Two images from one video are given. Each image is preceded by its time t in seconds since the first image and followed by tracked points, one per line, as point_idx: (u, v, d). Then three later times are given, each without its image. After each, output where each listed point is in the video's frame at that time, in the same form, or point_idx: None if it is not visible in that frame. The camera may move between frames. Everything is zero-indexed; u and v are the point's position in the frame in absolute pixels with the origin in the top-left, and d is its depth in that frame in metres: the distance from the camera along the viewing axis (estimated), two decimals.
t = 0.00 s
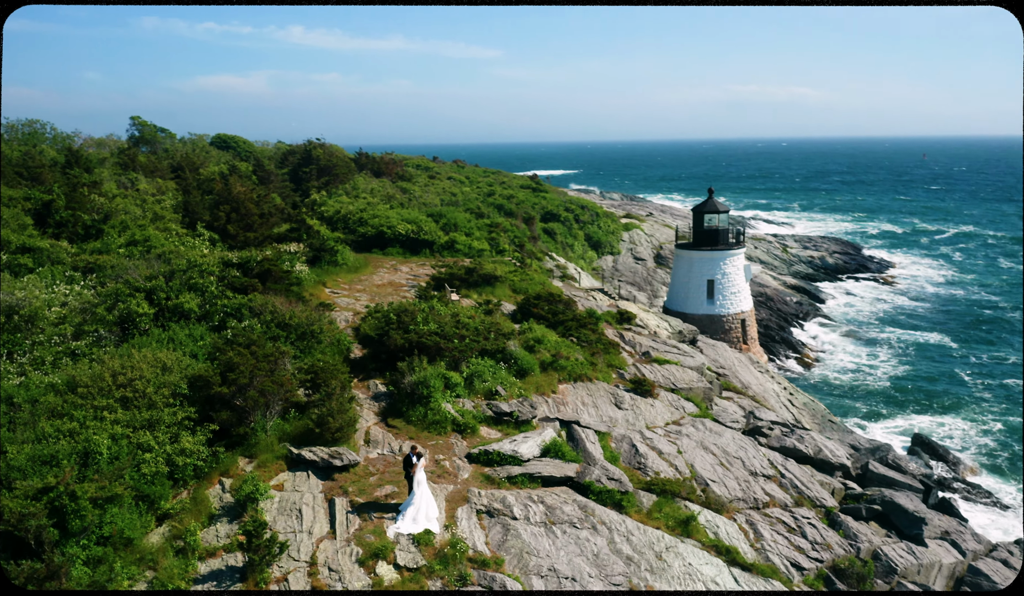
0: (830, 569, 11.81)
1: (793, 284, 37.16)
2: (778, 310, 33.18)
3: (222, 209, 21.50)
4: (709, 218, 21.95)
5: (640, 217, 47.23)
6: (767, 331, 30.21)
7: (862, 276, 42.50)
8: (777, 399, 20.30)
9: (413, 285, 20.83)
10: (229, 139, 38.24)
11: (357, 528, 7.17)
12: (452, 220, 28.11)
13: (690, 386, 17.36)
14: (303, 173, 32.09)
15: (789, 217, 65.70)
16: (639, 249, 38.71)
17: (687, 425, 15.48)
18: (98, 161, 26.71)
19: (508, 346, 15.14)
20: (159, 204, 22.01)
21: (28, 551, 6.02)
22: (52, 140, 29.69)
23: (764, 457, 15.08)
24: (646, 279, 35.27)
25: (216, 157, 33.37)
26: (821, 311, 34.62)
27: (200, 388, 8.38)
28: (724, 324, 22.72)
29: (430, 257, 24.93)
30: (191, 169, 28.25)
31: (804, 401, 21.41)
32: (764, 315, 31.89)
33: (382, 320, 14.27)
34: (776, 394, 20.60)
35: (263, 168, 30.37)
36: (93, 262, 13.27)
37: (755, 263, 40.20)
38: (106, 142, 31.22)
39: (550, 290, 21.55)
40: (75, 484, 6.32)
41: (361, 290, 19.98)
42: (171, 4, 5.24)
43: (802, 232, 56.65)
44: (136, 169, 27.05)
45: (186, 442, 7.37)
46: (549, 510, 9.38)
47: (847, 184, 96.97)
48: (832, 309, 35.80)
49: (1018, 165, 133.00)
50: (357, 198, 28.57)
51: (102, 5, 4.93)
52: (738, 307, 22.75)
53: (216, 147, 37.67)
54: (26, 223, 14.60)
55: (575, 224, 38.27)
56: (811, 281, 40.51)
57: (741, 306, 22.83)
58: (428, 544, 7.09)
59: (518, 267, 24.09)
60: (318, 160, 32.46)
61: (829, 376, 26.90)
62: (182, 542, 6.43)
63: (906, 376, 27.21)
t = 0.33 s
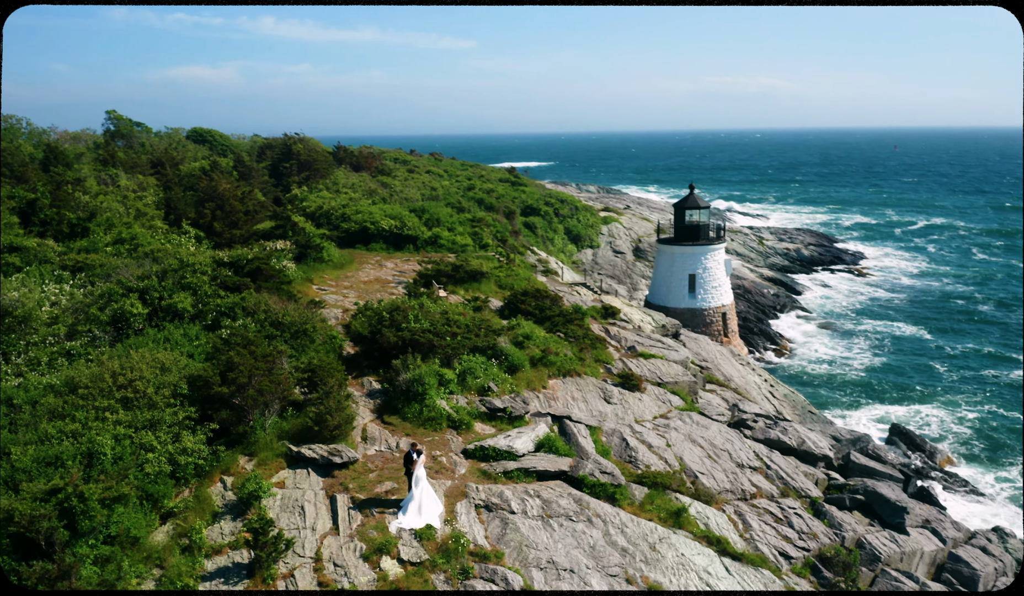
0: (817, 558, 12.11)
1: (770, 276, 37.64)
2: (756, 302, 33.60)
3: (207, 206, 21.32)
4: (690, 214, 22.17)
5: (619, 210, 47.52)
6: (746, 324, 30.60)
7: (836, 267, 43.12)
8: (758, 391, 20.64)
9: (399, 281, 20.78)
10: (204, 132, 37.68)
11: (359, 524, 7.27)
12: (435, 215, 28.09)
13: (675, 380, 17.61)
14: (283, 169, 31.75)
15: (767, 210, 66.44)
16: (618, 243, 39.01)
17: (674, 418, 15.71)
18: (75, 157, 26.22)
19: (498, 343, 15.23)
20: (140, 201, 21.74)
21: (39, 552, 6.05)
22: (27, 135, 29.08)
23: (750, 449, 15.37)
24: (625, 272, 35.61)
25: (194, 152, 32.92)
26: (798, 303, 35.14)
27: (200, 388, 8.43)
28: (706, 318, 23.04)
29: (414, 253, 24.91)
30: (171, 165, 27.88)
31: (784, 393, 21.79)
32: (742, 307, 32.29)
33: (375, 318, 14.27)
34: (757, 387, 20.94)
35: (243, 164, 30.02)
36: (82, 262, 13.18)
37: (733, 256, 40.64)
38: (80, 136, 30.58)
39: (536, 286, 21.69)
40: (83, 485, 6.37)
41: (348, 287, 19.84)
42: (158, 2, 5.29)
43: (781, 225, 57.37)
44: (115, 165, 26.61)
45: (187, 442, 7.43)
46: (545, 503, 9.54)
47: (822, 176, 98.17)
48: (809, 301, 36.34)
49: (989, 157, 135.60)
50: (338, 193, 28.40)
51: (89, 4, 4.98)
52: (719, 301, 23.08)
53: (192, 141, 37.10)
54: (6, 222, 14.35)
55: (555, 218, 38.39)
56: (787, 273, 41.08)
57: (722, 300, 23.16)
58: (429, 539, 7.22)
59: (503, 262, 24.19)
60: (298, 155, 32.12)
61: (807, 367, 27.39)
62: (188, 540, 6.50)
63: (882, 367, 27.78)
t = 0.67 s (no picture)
0: (804, 546, 12.40)
1: (747, 267, 38.08)
2: (735, 294, 33.99)
3: (193, 202, 21.14)
4: (671, 209, 22.39)
5: (599, 202, 47.77)
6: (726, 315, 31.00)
7: (812, 258, 43.70)
8: (740, 382, 20.96)
9: (386, 277, 20.70)
10: (180, 124, 37.14)
11: (362, 520, 7.38)
12: (418, 209, 28.08)
13: (661, 373, 17.85)
14: (264, 162, 31.45)
15: (746, 201, 67.11)
16: (598, 235, 39.27)
17: (662, 411, 15.94)
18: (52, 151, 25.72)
19: (489, 339, 15.30)
20: (122, 197, 21.48)
21: (50, 552, 6.14)
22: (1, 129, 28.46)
23: (736, 440, 15.65)
24: (605, 264, 35.93)
25: (173, 145, 32.46)
26: (776, 294, 35.61)
27: (200, 387, 8.52)
28: (687, 310, 23.35)
29: (398, 247, 24.88)
30: (151, 159, 27.51)
31: (765, 383, 22.15)
32: (720, 298, 32.66)
33: (368, 315, 14.26)
34: (739, 378, 21.26)
35: (224, 158, 29.68)
36: (71, 260, 13.07)
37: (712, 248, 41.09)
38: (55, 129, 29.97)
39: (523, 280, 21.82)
40: (91, 485, 6.49)
41: (336, 283, 19.71)
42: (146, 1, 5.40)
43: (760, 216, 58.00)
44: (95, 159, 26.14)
45: (189, 441, 7.52)
46: (541, 497, 9.71)
47: (798, 166, 99.27)
48: (786, 292, 36.84)
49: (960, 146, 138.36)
50: (319, 187, 28.24)
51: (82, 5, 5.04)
52: (700, 293, 23.39)
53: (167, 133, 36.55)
54: None
55: (535, 210, 38.49)
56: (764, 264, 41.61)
57: (703, 293, 23.47)
58: (431, 533, 7.34)
59: (488, 257, 24.26)
60: (279, 149, 31.81)
61: (785, 357, 27.86)
62: (194, 538, 6.60)
63: (859, 356, 28.30)
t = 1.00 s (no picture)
0: (791, 534, 12.69)
1: (726, 257, 38.44)
2: (715, 284, 34.37)
3: (179, 198, 20.98)
4: (654, 202, 22.58)
5: (577, 193, 48.01)
6: (706, 306, 31.37)
7: (788, 248, 44.23)
8: (723, 372, 21.26)
9: (374, 271, 20.68)
10: (155, 115, 36.59)
11: (364, 514, 7.49)
12: (401, 202, 28.04)
13: (647, 365, 18.08)
14: (245, 155, 31.14)
15: (726, 191, 67.65)
16: (578, 226, 39.45)
17: (651, 403, 16.16)
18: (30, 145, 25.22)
19: (480, 334, 15.38)
20: (104, 192, 21.19)
21: (62, 551, 6.26)
22: None
23: (723, 431, 15.92)
24: (585, 255, 36.20)
25: (151, 138, 32.00)
26: (754, 284, 36.05)
27: (200, 386, 8.58)
28: (669, 302, 23.62)
29: (382, 241, 24.86)
30: (131, 152, 27.13)
31: (747, 373, 22.48)
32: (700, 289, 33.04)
33: (363, 312, 14.26)
34: (722, 368, 21.56)
35: (206, 151, 29.32)
36: (60, 258, 12.95)
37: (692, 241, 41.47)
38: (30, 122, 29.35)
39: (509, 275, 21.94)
40: (99, 485, 6.64)
41: (323, 277, 19.66)
42: None
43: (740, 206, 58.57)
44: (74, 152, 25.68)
45: (191, 438, 7.61)
46: (537, 489, 9.88)
47: (774, 155, 100.28)
48: (763, 282, 37.33)
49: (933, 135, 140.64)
50: (300, 180, 28.07)
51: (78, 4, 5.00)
52: (682, 285, 23.66)
53: (142, 124, 35.99)
54: None
55: (516, 201, 38.56)
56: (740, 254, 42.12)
57: (685, 285, 23.76)
58: (433, 526, 7.46)
59: (474, 251, 24.34)
60: (260, 143, 31.48)
61: (765, 346, 28.31)
62: (199, 534, 6.69)
63: (837, 346, 28.79)
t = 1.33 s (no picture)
0: (779, 521, 12.99)
1: (704, 248, 38.71)
2: (694, 274, 34.69)
3: (166, 193, 20.80)
4: (636, 195, 22.76)
5: (556, 183, 48.08)
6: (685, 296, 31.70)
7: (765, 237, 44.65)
8: (706, 362, 21.56)
9: (362, 266, 20.67)
10: (131, 107, 35.97)
11: (366, 508, 7.61)
12: (384, 194, 27.98)
13: (634, 357, 18.30)
14: (226, 148, 30.80)
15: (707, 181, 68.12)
16: (558, 217, 39.59)
17: (639, 395, 16.38)
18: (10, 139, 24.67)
19: (471, 328, 15.48)
20: (86, 186, 20.89)
21: (73, 549, 6.36)
22: None
23: (710, 421, 16.19)
24: (566, 246, 36.39)
25: (128, 131, 31.51)
26: (732, 274, 36.41)
27: (200, 383, 8.62)
28: (652, 293, 23.86)
29: (367, 235, 24.83)
30: (112, 146, 26.74)
31: (729, 363, 22.81)
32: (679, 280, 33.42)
33: (356, 307, 14.28)
34: (704, 358, 21.85)
35: (187, 144, 28.95)
36: (49, 255, 12.80)
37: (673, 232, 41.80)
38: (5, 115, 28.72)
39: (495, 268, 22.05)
40: (107, 483, 6.76)
41: (312, 272, 19.60)
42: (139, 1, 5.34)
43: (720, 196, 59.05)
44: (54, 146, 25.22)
45: (193, 435, 7.72)
46: (534, 481, 10.05)
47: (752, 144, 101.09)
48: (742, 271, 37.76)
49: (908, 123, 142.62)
50: (283, 173, 27.90)
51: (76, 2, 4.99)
52: (664, 277, 23.91)
53: (117, 115, 35.39)
54: None
55: (497, 192, 38.58)
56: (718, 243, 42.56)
57: (667, 276, 24.01)
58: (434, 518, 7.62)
59: (461, 244, 24.39)
60: (240, 135, 31.13)
61: (745, 335, 28.74)
62: (205, 529, 6.80)
63: (817, 335, 29.30)
